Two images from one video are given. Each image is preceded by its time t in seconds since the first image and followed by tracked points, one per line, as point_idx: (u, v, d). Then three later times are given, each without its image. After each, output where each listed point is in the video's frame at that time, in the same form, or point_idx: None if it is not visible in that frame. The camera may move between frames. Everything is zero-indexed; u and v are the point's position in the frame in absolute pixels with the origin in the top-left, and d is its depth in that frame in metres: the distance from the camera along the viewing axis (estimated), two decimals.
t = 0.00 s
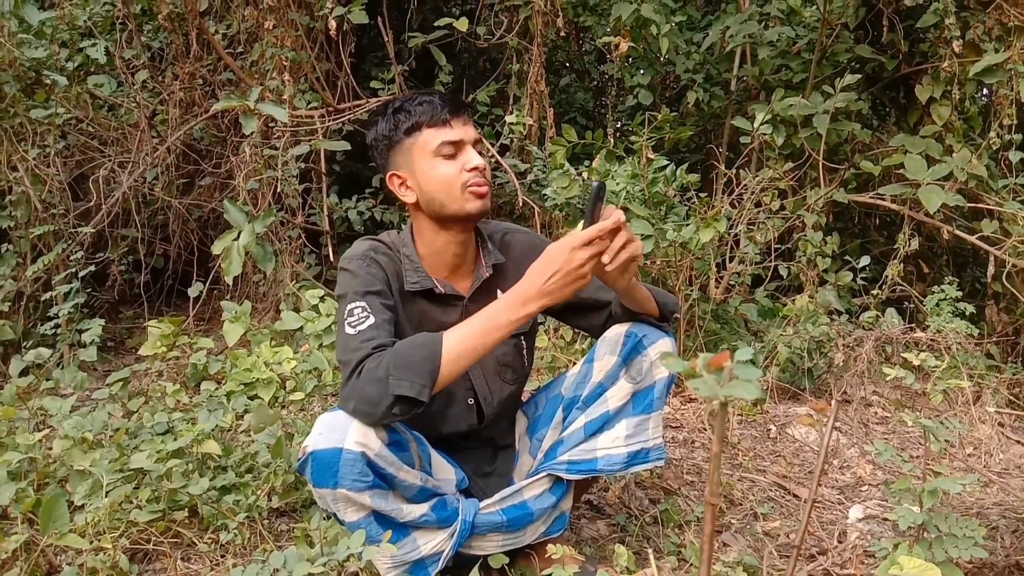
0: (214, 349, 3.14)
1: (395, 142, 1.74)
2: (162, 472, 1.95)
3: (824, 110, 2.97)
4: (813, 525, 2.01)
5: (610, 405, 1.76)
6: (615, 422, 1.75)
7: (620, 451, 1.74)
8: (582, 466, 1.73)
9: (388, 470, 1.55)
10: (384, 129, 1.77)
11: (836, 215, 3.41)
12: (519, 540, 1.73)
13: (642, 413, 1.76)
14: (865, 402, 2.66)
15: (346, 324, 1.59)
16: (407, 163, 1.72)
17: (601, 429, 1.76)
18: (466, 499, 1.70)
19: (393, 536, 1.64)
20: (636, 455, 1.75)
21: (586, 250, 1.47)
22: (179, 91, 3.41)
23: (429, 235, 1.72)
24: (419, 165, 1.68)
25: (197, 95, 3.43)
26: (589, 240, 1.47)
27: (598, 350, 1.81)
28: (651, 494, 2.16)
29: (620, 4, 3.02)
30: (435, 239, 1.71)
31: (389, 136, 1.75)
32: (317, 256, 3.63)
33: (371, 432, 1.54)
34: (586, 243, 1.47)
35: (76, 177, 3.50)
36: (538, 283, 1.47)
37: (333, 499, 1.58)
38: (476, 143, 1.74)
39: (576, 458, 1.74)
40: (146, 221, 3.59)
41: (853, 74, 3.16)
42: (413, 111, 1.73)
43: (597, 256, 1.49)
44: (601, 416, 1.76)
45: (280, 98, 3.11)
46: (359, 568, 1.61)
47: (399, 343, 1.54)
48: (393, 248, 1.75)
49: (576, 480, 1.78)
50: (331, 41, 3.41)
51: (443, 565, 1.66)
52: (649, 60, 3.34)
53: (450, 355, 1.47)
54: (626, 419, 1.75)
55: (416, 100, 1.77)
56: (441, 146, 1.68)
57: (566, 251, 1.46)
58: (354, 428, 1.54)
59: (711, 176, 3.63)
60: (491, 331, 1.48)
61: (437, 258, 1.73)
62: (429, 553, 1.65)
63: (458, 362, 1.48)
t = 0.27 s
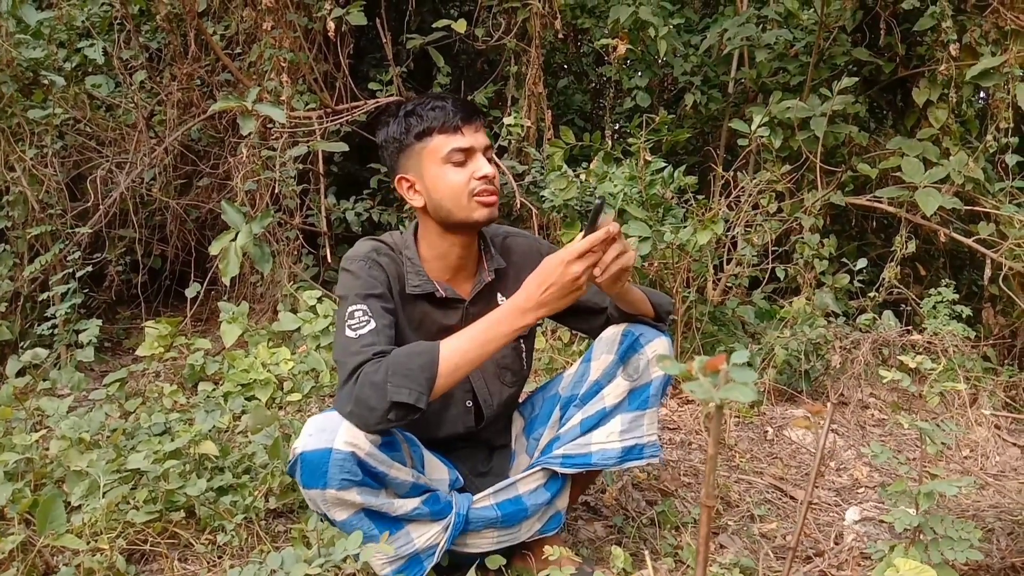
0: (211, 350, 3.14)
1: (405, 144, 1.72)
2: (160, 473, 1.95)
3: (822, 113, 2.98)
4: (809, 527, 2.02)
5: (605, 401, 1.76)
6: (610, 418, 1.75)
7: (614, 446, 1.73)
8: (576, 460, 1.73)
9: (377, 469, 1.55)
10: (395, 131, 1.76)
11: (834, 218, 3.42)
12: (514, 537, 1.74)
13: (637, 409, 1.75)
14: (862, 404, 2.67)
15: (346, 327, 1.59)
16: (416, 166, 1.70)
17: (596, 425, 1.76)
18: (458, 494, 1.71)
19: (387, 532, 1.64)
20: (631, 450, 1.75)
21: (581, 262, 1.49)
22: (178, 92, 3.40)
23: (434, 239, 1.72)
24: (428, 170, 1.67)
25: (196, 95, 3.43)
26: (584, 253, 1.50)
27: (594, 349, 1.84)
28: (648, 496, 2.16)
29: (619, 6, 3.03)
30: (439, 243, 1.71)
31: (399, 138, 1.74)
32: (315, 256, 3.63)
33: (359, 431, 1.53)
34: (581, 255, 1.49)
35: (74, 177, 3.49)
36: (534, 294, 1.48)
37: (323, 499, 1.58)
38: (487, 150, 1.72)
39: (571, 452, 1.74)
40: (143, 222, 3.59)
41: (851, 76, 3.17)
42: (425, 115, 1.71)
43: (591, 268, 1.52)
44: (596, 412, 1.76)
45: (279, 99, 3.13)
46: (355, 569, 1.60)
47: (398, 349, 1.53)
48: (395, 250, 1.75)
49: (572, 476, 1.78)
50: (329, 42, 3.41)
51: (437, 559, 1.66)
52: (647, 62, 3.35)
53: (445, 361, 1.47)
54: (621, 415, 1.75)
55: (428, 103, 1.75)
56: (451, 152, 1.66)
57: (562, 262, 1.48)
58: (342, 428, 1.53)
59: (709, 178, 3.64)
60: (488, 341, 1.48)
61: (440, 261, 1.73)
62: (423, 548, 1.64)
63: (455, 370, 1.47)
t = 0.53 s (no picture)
0: (215, 345, 3.14)
1: (416, 134, 1.72)
2: (165, 467, 1.96)
3: (827, 108, 2.97)
4: (813, 523, 2.02)
5: (611, 397, 1.76)
6: (615, 414, 1.76)
7: (620, 441, 1.74)
8: (582, 455, 1.74)
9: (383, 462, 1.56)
10: (405, 121, 1.76)
11: (839, 213, 3.41)
12: (519, 531, 1.75)
13: (642, 404, 1.76)
14: (866, 400, 2.66)
15: (348, 317, 1.59)
16: (425, 156, 1.70)
17: (602, 421, 1.77)
18: (463, 489, 1.70)
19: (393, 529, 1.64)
20: (636, 446, 1.76)
21: (578, 253, 1.50)
22: (182, 87, 3.41)
23: (441, 230, 1.72)
24: (437, 161, 1.67)
25: (200, 91, 3.43)
26: (580, 244, 1.51)
27: (599, 346, 1.82)
28: (652, 491, 2.16)
29: (624, 1, 3.03)
30: (447, 234, 1.71)
31: (410, 129, 1.73)
32: (319, 252, 3.64)
33: (362, 425, 1.54)
34: (577, 246, 1.50)
35: (80, 173, 3.50)
36: (530, 283, 1.48)
37: (331, 496, 1.58)
38: (497, 144, 1.72)
39: (576, 447, 1.75)
40: (148, 217, 3.60)
41: (856, 72, 3.16)
42: (436, 106, 1.71)
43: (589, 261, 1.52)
44: (601, 408, 1.76)
45: (283, 94, 3.13)
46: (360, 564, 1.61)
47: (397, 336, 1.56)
48: (402, 243, 1.75)
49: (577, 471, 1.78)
50: (333, 38, 3.41)
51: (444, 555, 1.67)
52: (652, 57, 3.34)
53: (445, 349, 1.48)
54: (627, 411, 1.75)
55: (439, 95, 1.75)
56: (461, 144, 1.66)
57: (559, 252, 1.49)
58: (346, 423, 1.54)
59: (714, 174, 3.63)
60: (484, 329, 1.49)
61: (448, 253, 1.73)
62: (430, 543, 1.65)
63: (454, 358, 1.48)
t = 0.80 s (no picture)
0: (214, 347, 3.14)
1: (424, 142, 1.69)
2: (164, 470, 1.96)
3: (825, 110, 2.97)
4: (812, 524, 2.02)
5: (610, 400, 1.76)
6: (615, 417, 1.76)
7: (621, 444, 1.74)
8: (584, 460, 1.75)
9: (392, 459, 1.55)
10: (415, 126, 1.73)
11: (837, 215, 3.42)
12: (521, 534, 1.75)
13: (643, 407, 1.76)
14: (865, 402, 2.67)
15: (323, 309, 1.64)
16: (432, 166, 1.68)
17: (602, 424, 1.77)
18: (467, 494, 1.71)
19: (397, 532, 1.63)
20: (638, 448, 1.76)
21: (546, 281, 1.49)
22: (181, 89, 3.41)
23: (442, 239, 1.72)
24: (442, 174, 1.65)
25: (199, 93, 3.43)
26: (549, 272, 1.50)
27: (597, 348, 1.82)
28: (651, 493, 2.16)
29: (622, 4, 3.03)
30: (446, 243, 1.71)
31: (419, 135, 1.71)
32: (318, 254, 3.64)
33: (372, 425, 1.54)
34: (548, 274, 1.50)
35: (78, 175, 3.50)
36: (495, 302, 1.50)
37: (338, 494, 1.57)
38: (507, 161, 1.69)
39: (578, 452, 1.75)
40: (147, 219, 3.59)
41: (853, 74, 3.17)
42: (446, 118, 1.67)
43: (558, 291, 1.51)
44: (601, 411, 1.76)
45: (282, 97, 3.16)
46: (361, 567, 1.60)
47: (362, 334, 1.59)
48: (401, 243, 1.76)
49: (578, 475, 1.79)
50: (332, 40, 3.42)
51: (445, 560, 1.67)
52: (650, 60, 3.35)
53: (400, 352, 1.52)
54: (627, 413, 1.76)
55: (452, 103, 1.71)
56: (467, 162, 1.63)
57: (527, 277, 1.49)
58: (356, 422, 1.53)
59: (712, 176, 3.63)
60: (443, 340, 1.51)
61: (447, 259, 1.73)
62: (433, 548, 1.65)
63: (407, 363, 1.52)
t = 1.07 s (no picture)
0: (215, 336, 3.14)
1: (420, 135, 1.68)
2: (166, 457, 1.96)
3: (827, 97, 2.96)
4: (812, 511, 2.03)
5: (612, 387, 1.76)
6: (617, 404, 1.76)
7: (622, 432, 1.76)
8: (585, 446, 1.75)
9: (392, 437, 1.56)
10: (411, 117, 1.72)
11: (838, 203, 3.41)
12: (521, 520, 1.76)
13: (644, 394, 1.77)
14: (865, 389, 2.67)
15: (314, 303, 1.64)
16: (428, 160, 1.67)
17: (603, 411, 1.77)
18: (468, 477, 1.71)
19: (397, 516, 1.64)
20: (638, 436, 1.78)
21: (537, 299, 1.49)
22: (180, 77, 3.40)
23: (437, 233, 1.71)
24: (437, 170, 1.65)
25: (199, 82, 3.42)
26: (540, 291, 1.49)
27: (599, 335, 1.82)
28: (652, 480, 2.17)
29: None
30: (442, 238, 1.71)
31: (415, 128, 1.69)
32: (319, 242, 3.63)
33: (370, 405, 1.55)
34: (540, 292, 1.49)
35: (78, 163, 3.49)
36: (485, 315, 1.50)
37: (340, 475, 1.59)
38: (503, 156, 1.67)
39: (579, 439, 1.75)
40: (147, 208, 3.59)
41: (856, 61, 3.15)
42: (441, 112, 1.66)
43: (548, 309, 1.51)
44: (603, 398, 1.76)
45: (282, 85, 3.13)
46: (362, 552, 1.60)
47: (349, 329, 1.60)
48: (399, 235, 1.76)
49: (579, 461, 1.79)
50: (332, 28, 3.40)
51: (446, 543, 1.68)
52: (652, 46, 3.33)
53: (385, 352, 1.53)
54: (628, 401, 1.76)
55: (448, 96, 1.69)
56: (461, 159, 1.62)
57: (520, 293, 1.49)
58: (354, 404, 1.54)
59: (713, 164, 3.62)
60: (432, 347, 1.52)
61: (443, 252, 1.73)
62: (433, 531, 1.66)
63: (394, 364, 1.53)
